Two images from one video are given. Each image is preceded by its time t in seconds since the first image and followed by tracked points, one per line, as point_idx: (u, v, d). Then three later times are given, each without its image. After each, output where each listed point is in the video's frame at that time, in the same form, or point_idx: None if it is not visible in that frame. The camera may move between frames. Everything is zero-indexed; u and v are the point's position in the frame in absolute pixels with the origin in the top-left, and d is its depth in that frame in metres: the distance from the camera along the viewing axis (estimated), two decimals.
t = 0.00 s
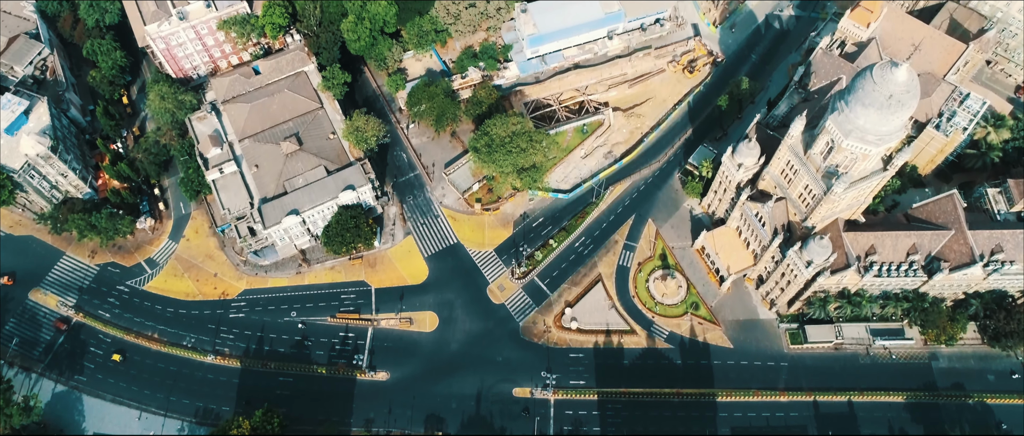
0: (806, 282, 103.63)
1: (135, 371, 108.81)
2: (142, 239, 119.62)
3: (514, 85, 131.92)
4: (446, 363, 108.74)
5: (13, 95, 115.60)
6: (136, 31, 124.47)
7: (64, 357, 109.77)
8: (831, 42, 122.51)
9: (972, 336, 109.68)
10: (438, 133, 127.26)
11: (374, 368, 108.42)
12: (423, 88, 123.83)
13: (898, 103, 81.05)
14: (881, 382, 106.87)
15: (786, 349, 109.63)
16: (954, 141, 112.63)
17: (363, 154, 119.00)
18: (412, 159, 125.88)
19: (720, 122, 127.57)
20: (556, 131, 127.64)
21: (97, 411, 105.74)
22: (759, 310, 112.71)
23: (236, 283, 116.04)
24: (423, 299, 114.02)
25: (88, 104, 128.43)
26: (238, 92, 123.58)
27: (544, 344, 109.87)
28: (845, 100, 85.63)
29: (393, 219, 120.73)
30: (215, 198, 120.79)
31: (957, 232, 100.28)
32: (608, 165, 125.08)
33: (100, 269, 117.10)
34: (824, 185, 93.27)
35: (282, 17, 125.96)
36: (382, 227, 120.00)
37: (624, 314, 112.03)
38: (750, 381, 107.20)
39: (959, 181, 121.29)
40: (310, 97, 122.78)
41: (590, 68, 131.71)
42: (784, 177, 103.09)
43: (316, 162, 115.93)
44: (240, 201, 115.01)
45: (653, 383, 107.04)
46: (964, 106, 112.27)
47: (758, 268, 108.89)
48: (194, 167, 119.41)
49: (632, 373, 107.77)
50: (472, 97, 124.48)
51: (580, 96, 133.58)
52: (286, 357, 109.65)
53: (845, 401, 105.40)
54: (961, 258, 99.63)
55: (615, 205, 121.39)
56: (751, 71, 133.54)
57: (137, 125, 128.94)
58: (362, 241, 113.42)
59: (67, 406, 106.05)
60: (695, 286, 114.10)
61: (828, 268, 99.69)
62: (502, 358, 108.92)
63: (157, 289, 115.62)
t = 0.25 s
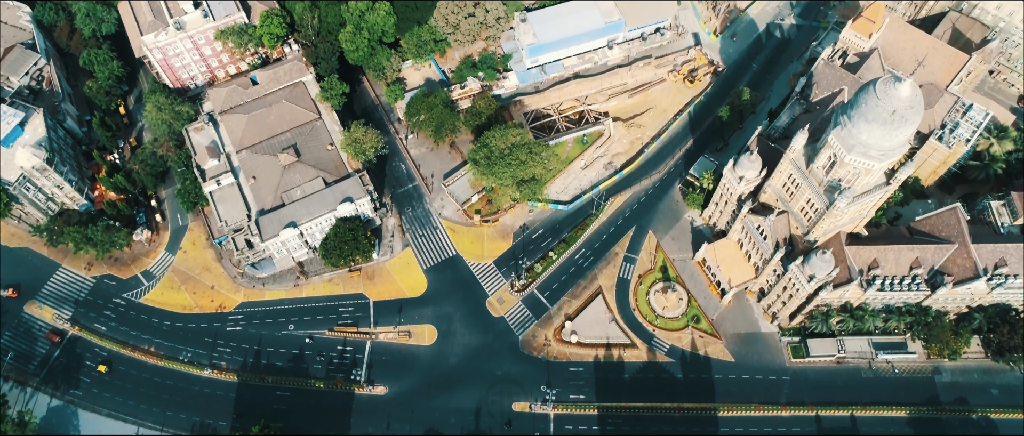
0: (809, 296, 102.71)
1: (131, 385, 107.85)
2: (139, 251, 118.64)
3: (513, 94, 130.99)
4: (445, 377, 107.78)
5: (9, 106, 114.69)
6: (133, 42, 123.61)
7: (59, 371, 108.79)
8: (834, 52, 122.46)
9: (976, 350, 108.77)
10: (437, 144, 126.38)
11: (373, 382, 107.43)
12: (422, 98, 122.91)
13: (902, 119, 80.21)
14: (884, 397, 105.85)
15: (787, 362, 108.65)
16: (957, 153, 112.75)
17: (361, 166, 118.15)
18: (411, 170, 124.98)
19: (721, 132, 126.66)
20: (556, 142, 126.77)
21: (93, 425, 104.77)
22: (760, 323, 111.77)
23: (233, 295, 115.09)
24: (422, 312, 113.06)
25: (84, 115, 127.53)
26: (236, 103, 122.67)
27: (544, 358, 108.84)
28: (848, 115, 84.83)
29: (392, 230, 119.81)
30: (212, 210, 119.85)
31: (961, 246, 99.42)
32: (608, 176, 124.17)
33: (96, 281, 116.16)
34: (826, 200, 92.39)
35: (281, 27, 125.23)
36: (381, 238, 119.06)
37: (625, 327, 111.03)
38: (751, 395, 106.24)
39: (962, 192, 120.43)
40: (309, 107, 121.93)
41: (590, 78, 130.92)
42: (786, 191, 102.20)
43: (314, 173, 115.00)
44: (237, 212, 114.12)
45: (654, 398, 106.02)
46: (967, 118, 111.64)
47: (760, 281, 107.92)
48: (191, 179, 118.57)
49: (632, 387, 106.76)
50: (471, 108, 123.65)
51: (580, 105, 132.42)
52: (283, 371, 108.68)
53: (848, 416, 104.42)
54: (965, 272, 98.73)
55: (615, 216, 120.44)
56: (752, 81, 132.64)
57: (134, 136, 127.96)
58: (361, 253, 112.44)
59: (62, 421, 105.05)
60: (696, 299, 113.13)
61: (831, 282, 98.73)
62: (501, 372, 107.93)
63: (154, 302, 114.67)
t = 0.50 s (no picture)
0: (811, 312, 101.72)
1: (127, 400, 106.85)
2: (135, 264, 117.61)
3: (513, 105, 130.08)
4: (444, 392, 106.71)
5: (4, 118, 113.72)
6: (130, 52, 122.68)
7: (54, 386, 107.73)
8: (835, 64, 120.57)
9: (979, 365, 107.76)
10: (436, 156, 125.43)
11: (370, 397, 106.31)
12: (421, 110, 122.03)
13: (905, 136, 79.16)
14: (887, 413, 104.71)
15: (789, 377, 107.56)
16: (960, 166, 111.77)
17: (360, 178, 117.20)
18: (409, 182, 124.01)
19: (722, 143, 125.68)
20: (556, 153, 125.86)
21: None
22: (762, 338, 110.74)
23: (230, 309, 114.08)
24: (420, 326, 112.04)
25: (81, 126, 126.56)
26: (233, 114, 121.73)
27: (543, 373, 107.70)
28: (852, 131, 83.91)
29: (390, 243, 118.82)
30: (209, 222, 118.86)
31: (965, 261, 97.99)
32: (609, 188, 123.20)
33: (92, 295, 115.16)
34: (829, 215, 91.44)
35: (278, 37, 123.93)
36: (379, 251, 118.08)
37: (625, 342, 109.92)
38: (753, 411, 105.17)
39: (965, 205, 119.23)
40: (306, 118, 120.98)
41: (590, 89, 130.03)
42: (788, 205, 101.22)
43: (312, 186, 114.03)
44: (234, 225, 113.23)
45: (655, 413, 104.86)
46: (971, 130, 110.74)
47: (762, 296, 106.85)
48: (188, 191, 117.61)
49: (633, 403, 105.59)
50: (470, 119, 122.74)
51: (580, 116, 131.12)
52: (280, 386, 107.64)
53: (850, 432, 103.31)
54: (969, 288, 97.28)
55: (616, 229, 119.44)
56: (753, 91, 131.64)
57: (131, 147, 126.89)
58: (359, 267, 111.40)
59: None
60: (697, 313, 112.05)
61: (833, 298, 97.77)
62: (501, 387, 106.83)
63: (150, 316, 113.65)
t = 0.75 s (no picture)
0: (815, 328, 100.70)
1: (124, 412, 106.05)
2: (134, 274, 116.76)
3: (515, 116, 129.22)
4: (443, 407, 105.74)
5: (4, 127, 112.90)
6: (131, 61, 121.95)
7: (52, 398, 106.88)
8: (841, 77, 118.05)
9: (985, 382, 106.61)
10: (437, 166, 124.59)
11: (370, 411, 105.30)
12: (423, 120, 121.23)
13: (912, 155, 78.30)
14: (892, 430, 103.60)
15: (793, 394, 106.44)
16: (967, 180, 109.62)
17: (360, 189, 116.37)
18: (410, 193, 123.14)
19: (726, 156, 124.72)
20: (557, 165, 125.26)
21: None
22: (765, 353, 109.64)
23: (229, 321, 113.24)
24: (421, 339, 111.14)
25: (81, 134, 125.82)
26: (234, 123, 120.99)
27: (544, 388, 106.62)
28: (857, 149, 82.97)
29: (391, 255, 117.95)
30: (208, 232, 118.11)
31: (971, 278, 96.56)
32: (611, 200, 122.27)
33: (91, 305, 114.37)
34: (835, 232, 90.44)
35: (279, 46, 123.56)
36: (380, 263, 117.21)
37: (627, 356, 108.86)
38: (756, 428, 104.06)
39: (971, 219, 118.16)
40: (307, 128, 120.20)
41: (593, 99, 129.26)
42: (792, 220, 100.30)
43: (312, 197, 113.19)
44: (234, 236, 112.53)
45: (657, 430, 103.75)
46: (977, 144, 109.62)
47: (766, 311, 105.76)
48: (188, 201, 116.73)
49: (635, 418, 104.47)
50: (472, 130, 121.96)
51: (583, 126, 131.33)
52: (279, 399, 106.73)
53: None
54: (975, 306, 96.03)
55: (618, 241, 118.46)
56: (757, 103, 130.64)
57: (131, 156, 126.04)
58: (359, 279, 110.45)
59: None
60: (700, 328, 110.94)
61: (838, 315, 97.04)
62: (501, 401, 105.82)
63: (149, 327, 112.85)
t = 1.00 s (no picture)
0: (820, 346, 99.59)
1: (123, 423, 105.30)
2: (134, 283, 116.02)
3: (519, 126, 128.44)
4: (444, 421, 104.80)
5: (5, 134, 112.24)
6: (134, 68, 121.38)
7: (50, 408, 106.15)
8: (847, 90, 117.70)
9: (992, 402, 105.32)
10: (440, 177, 123.79)
11: (369, 425, 104.38)
12: (426, 131, 120.29)
13: (921, 176, 77.11)
14: None
15: (797, 411, 105.27)
16: (975, 197, 108.67)
17: (363, 199, 115.61)
18: (413, 203, 122.32)
19: (731, 169, 123.68)
20: (562, 176, 123.60)
21: None
22: (770, 370, 108.44)
23: (229, 331, 112.49)
24: (421, 352, 110.26)
25: (82, 141, 125.24)
26: (236, 132, 120.25)
27: (546, 403, 105.57)
28: (866, 168, 81.83)
29: (392, 266, 117.10)
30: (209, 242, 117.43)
31: (979, 298, 95.33)
32: (615, 212, 121.26)
33: (91, 314, 113.67)
34: (841, 251, 89.30)
35: (282, 55, 122.85)
36: (381, 274, 116.36)
37: (630, 371, 107.81)
38: None
39: (978, 235, 116.90)
40: (310, 138, 119.49)
41: (598, 110, 128.49)
42: (798, 237, 99.31)
43: (314, 207, 112.49)
44: (235, 246, 111.83)
45: None
46: (986, 161, 108.18)
47: (770, 328, 104.52)
48: (189, 210, 116.08)
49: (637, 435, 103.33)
50: (476, 140, 121.14)
51: (587, 137, 129.51)
52: (278, 411, 105.90)
53: None
54: (983, 326, 94.74)
55: (621, 255, 117.48)
56: (763, 115, 129.49)
57: (133, 163, 125.27)
58: (360, 291, 109.57)
59: None
60: (704, 343, 109.77)
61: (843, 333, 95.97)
62: (502, 416, 104.81)
63: (148, 337, 112.13)
